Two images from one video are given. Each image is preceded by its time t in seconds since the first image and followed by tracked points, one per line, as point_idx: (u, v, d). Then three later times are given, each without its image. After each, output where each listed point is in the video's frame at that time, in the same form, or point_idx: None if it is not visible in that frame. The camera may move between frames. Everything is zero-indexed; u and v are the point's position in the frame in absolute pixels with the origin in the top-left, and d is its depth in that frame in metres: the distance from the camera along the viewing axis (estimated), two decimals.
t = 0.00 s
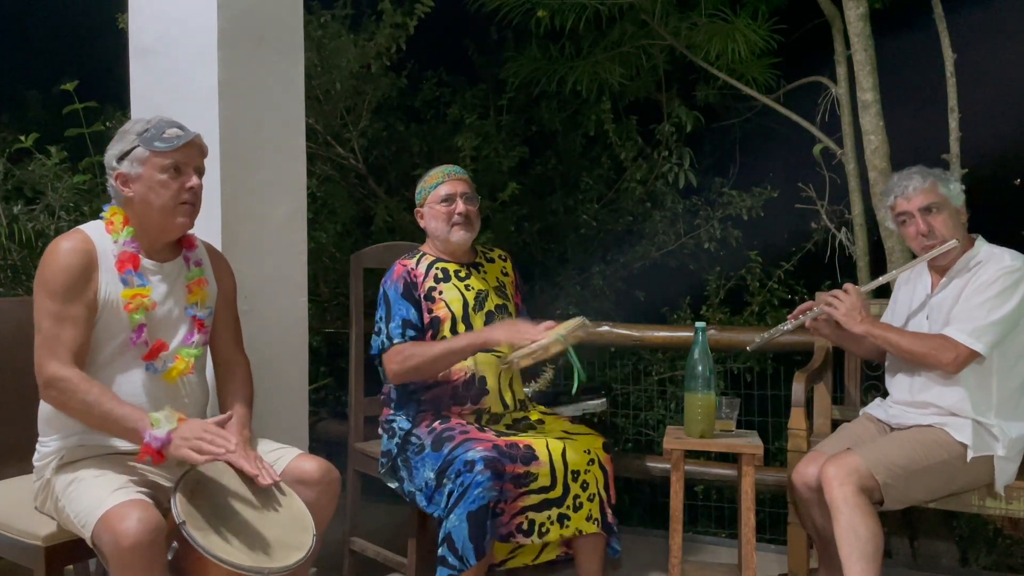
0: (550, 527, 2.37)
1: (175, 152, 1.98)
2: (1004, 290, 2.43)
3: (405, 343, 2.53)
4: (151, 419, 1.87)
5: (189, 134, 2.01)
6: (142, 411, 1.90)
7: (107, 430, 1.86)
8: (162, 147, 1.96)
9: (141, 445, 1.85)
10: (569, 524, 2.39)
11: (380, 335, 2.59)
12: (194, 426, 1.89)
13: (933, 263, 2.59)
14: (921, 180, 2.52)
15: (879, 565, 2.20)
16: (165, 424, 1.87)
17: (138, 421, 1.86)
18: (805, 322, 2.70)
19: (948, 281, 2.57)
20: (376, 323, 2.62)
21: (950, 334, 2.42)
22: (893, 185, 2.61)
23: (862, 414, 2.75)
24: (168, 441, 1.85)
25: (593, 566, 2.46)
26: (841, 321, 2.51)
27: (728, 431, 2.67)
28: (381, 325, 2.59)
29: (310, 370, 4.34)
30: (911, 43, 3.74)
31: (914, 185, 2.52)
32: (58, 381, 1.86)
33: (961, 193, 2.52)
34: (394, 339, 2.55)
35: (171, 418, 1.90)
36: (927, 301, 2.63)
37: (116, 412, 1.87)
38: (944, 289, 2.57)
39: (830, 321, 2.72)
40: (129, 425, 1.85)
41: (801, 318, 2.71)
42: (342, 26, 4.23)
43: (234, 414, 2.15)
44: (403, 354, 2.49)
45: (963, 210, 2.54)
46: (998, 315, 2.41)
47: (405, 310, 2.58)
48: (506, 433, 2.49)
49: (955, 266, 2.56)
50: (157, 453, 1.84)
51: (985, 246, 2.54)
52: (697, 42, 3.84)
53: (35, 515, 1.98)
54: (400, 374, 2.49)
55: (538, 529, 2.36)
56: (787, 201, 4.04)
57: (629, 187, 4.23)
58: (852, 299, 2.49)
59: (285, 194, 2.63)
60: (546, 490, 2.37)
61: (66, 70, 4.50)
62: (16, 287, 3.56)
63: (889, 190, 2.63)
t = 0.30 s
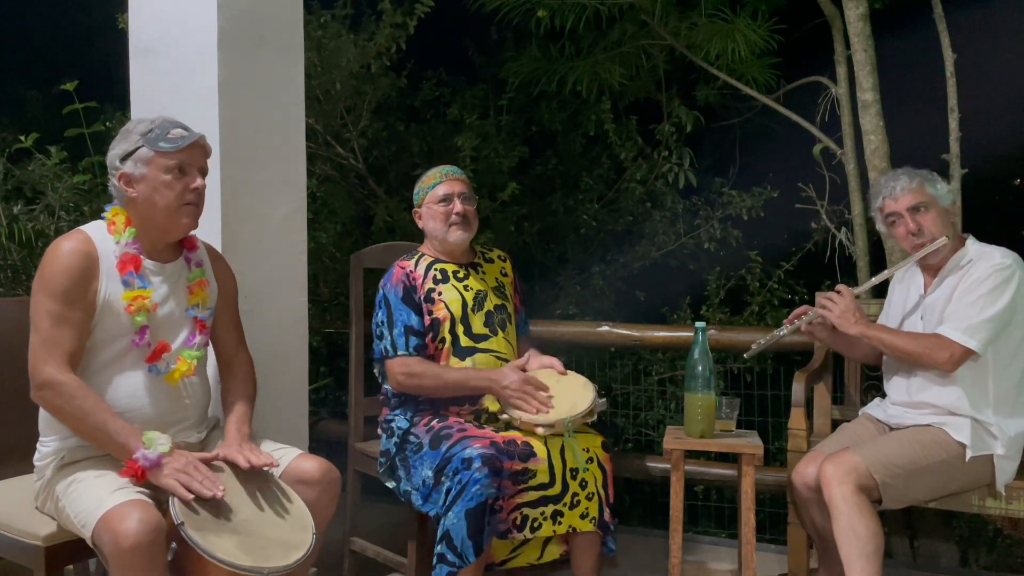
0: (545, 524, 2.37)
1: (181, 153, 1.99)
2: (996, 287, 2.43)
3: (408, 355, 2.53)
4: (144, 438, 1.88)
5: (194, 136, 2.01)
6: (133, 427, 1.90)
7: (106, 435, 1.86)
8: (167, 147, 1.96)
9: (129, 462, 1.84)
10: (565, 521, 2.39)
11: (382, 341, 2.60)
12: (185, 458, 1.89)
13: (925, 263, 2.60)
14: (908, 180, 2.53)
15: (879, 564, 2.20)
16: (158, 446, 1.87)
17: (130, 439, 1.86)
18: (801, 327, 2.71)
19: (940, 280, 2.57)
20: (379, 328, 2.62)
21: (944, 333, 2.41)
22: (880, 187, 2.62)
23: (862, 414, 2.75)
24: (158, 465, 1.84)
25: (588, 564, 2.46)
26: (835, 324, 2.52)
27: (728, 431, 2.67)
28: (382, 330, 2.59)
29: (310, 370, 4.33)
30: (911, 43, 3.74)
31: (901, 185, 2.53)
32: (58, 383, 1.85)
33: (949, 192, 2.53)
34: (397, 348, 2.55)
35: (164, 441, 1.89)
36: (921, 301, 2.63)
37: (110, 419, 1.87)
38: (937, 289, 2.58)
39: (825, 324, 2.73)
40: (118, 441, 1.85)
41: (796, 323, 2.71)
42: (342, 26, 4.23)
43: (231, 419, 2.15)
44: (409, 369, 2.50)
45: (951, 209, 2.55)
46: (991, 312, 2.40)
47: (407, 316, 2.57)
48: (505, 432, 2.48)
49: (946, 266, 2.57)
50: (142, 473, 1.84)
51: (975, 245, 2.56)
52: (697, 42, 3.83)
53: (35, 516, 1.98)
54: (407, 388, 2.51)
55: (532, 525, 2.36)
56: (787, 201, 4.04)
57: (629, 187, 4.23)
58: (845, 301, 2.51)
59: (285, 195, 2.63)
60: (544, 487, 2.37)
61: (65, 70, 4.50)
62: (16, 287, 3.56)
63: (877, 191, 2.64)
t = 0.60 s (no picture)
0: (547, 527, 2.37)
1: (175, 158, 1.98)
2: (984, 286, 2.42)
3: (407, 353, 2.53)
4: (152, 428, 1.87)
5: (191, 140, 1.99)
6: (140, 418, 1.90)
7: (110, 428, 1.86)
8: (161, 151, 1.95)
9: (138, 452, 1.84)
10: (567, 524, 2.39)
11: (380, 340, 2.58)
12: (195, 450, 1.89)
13: (913, 263, 2.59)
14: (894, 183, 2.54)
15: (879, 565, 2.20)
16: (167, 436, 1.87)
17: (141, 430, 1.86)
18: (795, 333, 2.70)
19: (931, 281, 2.57)
20: (376, 326, 2.60)
21: (936, 334, 2.41)
22: (866, 191, 2.62)
23: (861, 415, 2.75)
24: (167, 455, 1.85)
25: (594, 565, 2.45)
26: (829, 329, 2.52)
27: (728, 431, 2.67)
28: (380, 329, 2.58)
29: (310, 371, 4.33)
30: (911, 43, 3.74)
31: (887, 189, 2.54)
32: (60, 378, 1.86)
33: (935, 193, 2.53)
34: (397, 347, 2.54)
35: (171, 432, 1.89)
36: (913, 303, 2.63)
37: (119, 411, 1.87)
38: (928, 289, 2.57)
39: (820, 329, 2.73)
40: (125, 430, 1.85)
41: (791, 329, 2.70)
42: (342, 26, 4.23)
43: (235, 420, 2.14)
44: (407, 367, 2.49)
45: (939, 210, 2.54)
46: (981, 311, 2.40)
47: (406, 315, 2.58)
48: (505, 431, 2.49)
49: (936, 266, 2.56)
50: (151, 463, 1.83)
51: (963, 245, 2.55)
52: (697, 42, 3.83)
53: (36, 516, 1.98)
54: (405, 387, 2.49)
55: (535, 529, 2.36)
56: (787, 201, 4.04)
57: (629, 187, 4.23)
58: (837, 305, 2.51)
59: (285, 195, 2.63)
60: (544, 490, 2.37)
61: (65, 70, 4.50)
62: (16, 287, 3.56)
63: (863, 195, 2.64)
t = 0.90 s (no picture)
0: (546, 525, 2.37)
1: (175, 156, 1.98)
2: (973, 285, 2.41)
3: (402, 349, 2.54)
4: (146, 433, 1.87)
5: (191, 138, 1.99)
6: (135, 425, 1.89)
7: (104, 430, 1.84)
8: (162, 149, 1.95)
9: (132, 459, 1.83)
10: (567, 522, 2.39)
11: (378, 340, 2.62)
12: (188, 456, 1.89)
13: (905, 263, 2.59)
14: (882, 185, 2.54)
15: (879, 565, 2.20)
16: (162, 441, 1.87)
17: (133, 435, 1.84)
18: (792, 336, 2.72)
19: (922, 282, 2.57)
20: (376, 328, 2.64)
21: (925, 334, 2.41)
22: (855, 194, 2.62)
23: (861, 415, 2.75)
24: (162, 460, 1.84)
25: (590, 565, 2.45)
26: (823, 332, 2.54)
27: (728, 431, 2.67)
28: (378, 329, 2.62)
29: (310, 371, 4.33)
30: (910, 42, 3.75)
31: (875, 191, 2.54)
32: (57, 380, 1.84)
33: (924, 194, 2.53)
34: (392, 345, 2.57)
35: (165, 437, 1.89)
36: (906, 304, 2.63)
37: (111, 414, 1.85)
38: (919, 290, 2.57)
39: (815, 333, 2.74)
40: (119, 435, 1.84)
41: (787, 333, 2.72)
42: (342, 26, 4.23)
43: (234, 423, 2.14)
44: (403, 363, 2.50)
45: (928, 210, 2.55)
46: (970, 311, 2.39)
47: (402, 313, 2.58)
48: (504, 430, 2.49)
49: (926, 267, 2.56)
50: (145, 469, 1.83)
51: (953, 245, 2.55)
52: (697, 42, 3.84)
53: (35, 516, 1.98)
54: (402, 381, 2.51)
55: (535, 526, 2.37)
56: (787, 201, 4.04)
57: (629, 187, 4.23)
58: (831, 308, 2.55)
59: (285, 195, 2.63)
60: (547, 487, 2.37)
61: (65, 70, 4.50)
62: (16, 287, 3.56)
63: (853, 197, 2.65)
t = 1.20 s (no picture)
0: (546, 525, 2.37)
1: (174, 154, 1.98)
2: (966, 285, 2.40)
3: (410, 352, 2.53)
4: (144, 444, 1.88)
5: (189, 137, 2.00)
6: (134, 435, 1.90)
7: (101, 437, 1.86)
8: (161, 148, 1.95)
9: (129, 466, 1.85)
10: (566, 523, 2.39)
11: (383, 339, 2.58)
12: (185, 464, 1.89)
13: (901, 264, 2.59)
14: (879, 185, 2.54)
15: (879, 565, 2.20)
16: (158, 450, 1.87)
17: (130, 444, 1.86)
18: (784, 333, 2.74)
19: (917, 282, 2.57)
20: (380, 327, 2.60)
21: (916, 333, 2.41)
22: (853, 192, 2.63)
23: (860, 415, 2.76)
24: (157, 469, 1.84)
25: (590, 564, 2.46)
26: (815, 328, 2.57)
27: (728, 431, 2.67)
28: (382, 329, 2.58)
29: (310, 371, 4.33)
30: (911, 42, 3.75)
31: (872, 190, 2.54)
32: (55, 387, 1.85)
33: (922, 194, 2.54)
34: (399, 345, 2.55)
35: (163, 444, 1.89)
36: (902, 302, 2.63)
37: (108, 423, 1.87)
38: (915, 290, 2.57)
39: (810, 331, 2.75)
40: (115, 443, 1.85)
41: (780, 329, 2.73)
42: (342, 26, 4.23)
43: (230, 423, 2.14)
44: (410, 363, 2.48)
45: (925, 211, 2.55)
46: (963, 311, 2.39)
47: (408, 314, 2.57)
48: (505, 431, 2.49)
49: (922, 267, 2.56)
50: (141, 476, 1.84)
51: (950, 244, 2.54)
52: (697, 42, 3.84)
53: (34, 516, 1.98)
54: (409, 385, 2.48)
55: (534, 526, 2.36)
56: (787, 201, 4.04)
57: (629, 187, 4.22)
58: (826, 305, 2.56)
59: (285, 194, 2.63)
60: (545, 488, 2.37)
61: (65, 70, 4.50)
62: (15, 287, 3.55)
63: (851, 196, 2.65)
